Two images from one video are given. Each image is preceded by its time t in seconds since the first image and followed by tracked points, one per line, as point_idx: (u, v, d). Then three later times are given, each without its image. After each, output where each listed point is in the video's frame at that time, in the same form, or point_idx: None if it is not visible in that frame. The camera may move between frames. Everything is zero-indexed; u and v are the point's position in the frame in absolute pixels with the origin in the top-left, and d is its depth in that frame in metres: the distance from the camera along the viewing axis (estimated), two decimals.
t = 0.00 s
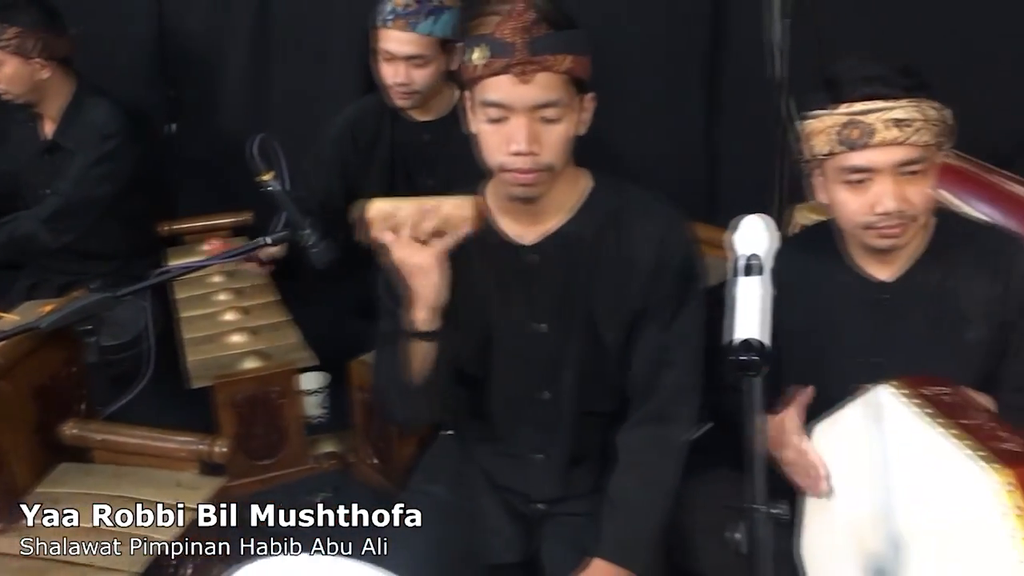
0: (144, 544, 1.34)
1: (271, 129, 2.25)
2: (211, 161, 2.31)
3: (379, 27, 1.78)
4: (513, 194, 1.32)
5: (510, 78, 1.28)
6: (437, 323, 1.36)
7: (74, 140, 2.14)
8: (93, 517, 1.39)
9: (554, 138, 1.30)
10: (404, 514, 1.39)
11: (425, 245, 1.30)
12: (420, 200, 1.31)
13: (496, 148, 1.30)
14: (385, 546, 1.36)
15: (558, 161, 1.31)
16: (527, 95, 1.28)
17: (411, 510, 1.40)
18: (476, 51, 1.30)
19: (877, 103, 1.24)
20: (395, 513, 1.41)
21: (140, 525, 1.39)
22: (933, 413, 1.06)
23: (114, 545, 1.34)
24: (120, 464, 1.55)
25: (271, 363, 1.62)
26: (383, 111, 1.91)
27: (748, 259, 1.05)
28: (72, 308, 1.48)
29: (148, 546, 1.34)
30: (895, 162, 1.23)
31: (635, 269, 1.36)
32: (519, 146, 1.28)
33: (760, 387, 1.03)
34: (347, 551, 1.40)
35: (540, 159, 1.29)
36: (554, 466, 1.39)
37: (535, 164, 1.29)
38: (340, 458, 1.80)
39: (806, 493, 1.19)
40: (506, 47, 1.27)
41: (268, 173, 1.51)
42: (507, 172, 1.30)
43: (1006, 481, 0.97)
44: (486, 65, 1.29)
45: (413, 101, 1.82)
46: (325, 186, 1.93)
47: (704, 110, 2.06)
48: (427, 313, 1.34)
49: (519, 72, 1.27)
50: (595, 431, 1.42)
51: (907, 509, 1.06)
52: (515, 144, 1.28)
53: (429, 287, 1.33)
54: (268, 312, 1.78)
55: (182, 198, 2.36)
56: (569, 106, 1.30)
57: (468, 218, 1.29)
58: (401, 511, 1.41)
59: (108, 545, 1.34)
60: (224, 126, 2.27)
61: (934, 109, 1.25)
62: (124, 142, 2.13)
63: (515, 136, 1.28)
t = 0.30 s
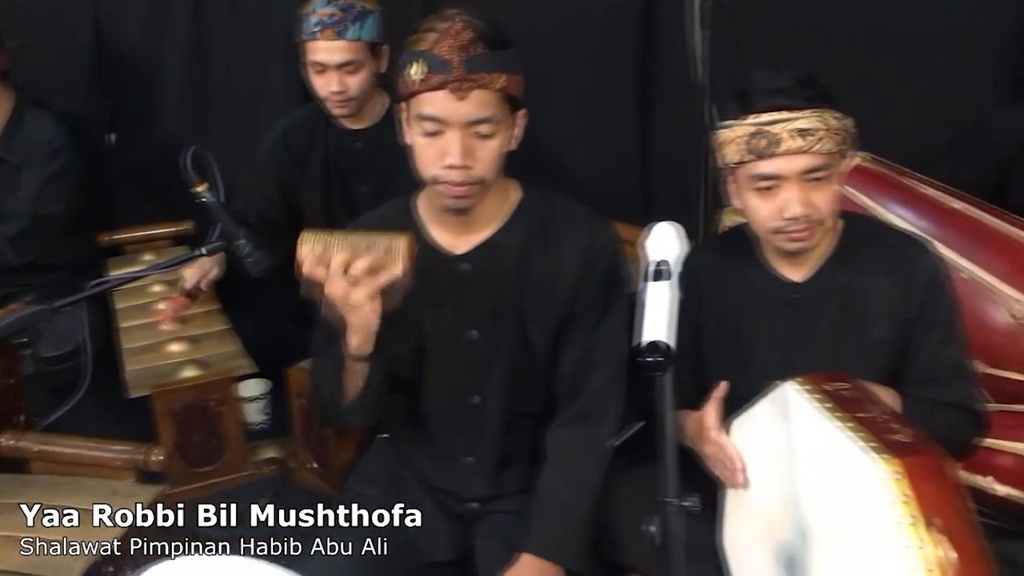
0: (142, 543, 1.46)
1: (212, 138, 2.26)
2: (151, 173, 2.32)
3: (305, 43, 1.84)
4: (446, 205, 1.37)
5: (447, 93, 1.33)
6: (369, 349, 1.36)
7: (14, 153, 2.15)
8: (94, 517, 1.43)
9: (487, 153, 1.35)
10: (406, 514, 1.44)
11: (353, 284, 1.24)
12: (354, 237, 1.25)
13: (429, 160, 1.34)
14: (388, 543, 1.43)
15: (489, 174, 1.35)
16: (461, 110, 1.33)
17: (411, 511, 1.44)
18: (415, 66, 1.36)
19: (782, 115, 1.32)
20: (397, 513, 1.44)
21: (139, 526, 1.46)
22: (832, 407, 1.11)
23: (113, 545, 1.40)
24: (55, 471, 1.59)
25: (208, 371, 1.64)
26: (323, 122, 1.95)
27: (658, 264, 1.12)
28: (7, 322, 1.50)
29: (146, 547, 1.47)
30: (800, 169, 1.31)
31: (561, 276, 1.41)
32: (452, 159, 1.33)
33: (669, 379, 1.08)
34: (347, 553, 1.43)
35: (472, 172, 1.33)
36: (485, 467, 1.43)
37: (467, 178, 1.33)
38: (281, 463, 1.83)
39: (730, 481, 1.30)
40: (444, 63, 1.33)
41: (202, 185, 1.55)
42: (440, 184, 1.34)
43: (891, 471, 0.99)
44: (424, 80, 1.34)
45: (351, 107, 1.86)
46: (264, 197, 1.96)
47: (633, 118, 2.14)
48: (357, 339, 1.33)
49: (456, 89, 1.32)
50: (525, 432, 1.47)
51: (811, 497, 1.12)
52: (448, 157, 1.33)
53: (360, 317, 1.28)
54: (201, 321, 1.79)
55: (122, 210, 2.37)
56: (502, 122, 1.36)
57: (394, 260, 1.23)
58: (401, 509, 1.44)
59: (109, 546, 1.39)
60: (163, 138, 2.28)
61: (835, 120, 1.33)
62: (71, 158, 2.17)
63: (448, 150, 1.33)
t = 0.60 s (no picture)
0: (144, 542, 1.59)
1: (160, 144, 2.29)
2: (97, 179, 2.34)
3: (249, 51, 1.87)
4: (384, 207, 1.41)
5: (387, 100, 1.37)
6: (297, 340, 1.40)
7: None
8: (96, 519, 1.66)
9: (424, 158, 1.39)
10: (406, 515, 1.47)
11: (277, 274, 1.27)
12: (276, 227, 1.26)
13: (368, 164, 1.38)
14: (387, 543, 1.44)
15: (426, 179, 1.40)
16: (400, 117, 1.37)
17: (411, 511, 1.47)
18: (356, 72, 1.39)
19: (703, 122, 1.38)
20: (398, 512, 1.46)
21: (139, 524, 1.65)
22: (746, 399, 1.17)
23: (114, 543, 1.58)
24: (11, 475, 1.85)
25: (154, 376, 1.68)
26: (269, 129, 1.99)
27: (579, 267, 1.17)
28: None
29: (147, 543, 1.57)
30: (720, 175, 1.38)
31: (496, 279, 1.46)
32: (390, 164, 1.37)
33: (593, 371, 1.13)
34: (347, 553, 1.42)
35: (409, 177, 1.38)
36: (424, 463, 1.48)
37: (404, 182, 1.37)
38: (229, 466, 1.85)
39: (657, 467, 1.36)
40: (383, 71, 1.37)
41: (145, 194, 1.58)
42: (378, 187, 1.38)
43: (797, 458, 1.05)
44: (364, 86, 1.38)
45: (298, 112, 1.90)
46: (211, 203, 2.00)
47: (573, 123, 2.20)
48: (284, 328, 1.37)
49: (395, 96, 1.37)
50: (464, 429, 1.52)
51: (727, 484, 1.18)
52: (386, 161, 1.37)
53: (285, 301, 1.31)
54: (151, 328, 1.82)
55: (69, 216, 2.38)
56: (439, 130, 1.40)
57: (315, 250, 1.26)
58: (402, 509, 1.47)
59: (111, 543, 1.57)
60: (109, 144, 2.31)
61: (752, 127, 1.40)
62: (22, 167, 2.15)
63: (387, 154, 1.37)
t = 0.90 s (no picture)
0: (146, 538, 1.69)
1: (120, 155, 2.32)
2: (56, 187, 2.36)
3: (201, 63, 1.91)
4: (340, 220, 1.45)
5: (348, 119, 1.41)
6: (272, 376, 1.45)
7: None
8: (95, 518, 1.71)
9: (382, 175, 1.44)
10: (405, 513, 1.52)
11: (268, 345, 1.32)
12: (270, 299, 1.32)
13: (327, 179, 1.43)
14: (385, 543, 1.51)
15: (382, 194, 1.44)
16: (360, 135, 1.42)
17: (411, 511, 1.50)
18: (317, 91, 1.43)
19: (637, 120, 1.47)
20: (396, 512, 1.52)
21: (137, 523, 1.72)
22: (676, 396, 1.24)
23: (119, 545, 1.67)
24: None
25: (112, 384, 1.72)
26: (226, 140, 2.02)
27: (520, 273, 1.23)
28: None
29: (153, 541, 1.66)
30: (652, 169, 1.45)
31: (448, 286, 1.51)
32: (348, 179, 1.41)
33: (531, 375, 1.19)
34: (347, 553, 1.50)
35: (366, 192, 1.42)
36: (378, 465, 1.53)
37: (361, 197, 1.42)
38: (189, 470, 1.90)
39: (599, 461, 1.44)
40: (345, 91, 1.41)
41: (102, 206, 1.61)
42: (336, 201, 1.42)
43: (721, 452, 1.13)
44: (326, 104, 1.42)
45: (241, 125, 1.94)
46: (170, 212, 2.03)
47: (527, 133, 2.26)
48: (262, 369, 1.42)
49: (356, 115, 1.41)
50: (417, 431, 1.57)
51: (660, 478, 1.26)
52: (345, 177, 1.41)
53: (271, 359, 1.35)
54: (112, 335, 1.84)
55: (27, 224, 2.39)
56: (396, 148, 1.45)
57: (308, 326, 1.31)
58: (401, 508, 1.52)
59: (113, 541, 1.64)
60: (69, 154, 2.33)
61: (684, 128, 1.48)
62: None
63: (345, 170, 1.41)
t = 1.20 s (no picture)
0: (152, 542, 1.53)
1: (90, 157, 2.36)
2: (23, 191, 2.38)
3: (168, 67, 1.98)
4: (308, 212, 1.51)
5: (316, 114, 1.48)
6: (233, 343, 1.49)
7: None
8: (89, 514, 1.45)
9: (349, 169, 1.50)
10: (407, 514, 1.50)
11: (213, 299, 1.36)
12: (207, 253, 1.34)
13: (296, 172, 1.49)
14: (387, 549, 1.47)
15: (349, 188, 1.51)
16: (327, 130, 1.49)
17: (411, 511, 1.50)
18: (287, 88, 1.50)
19: (592, 122, 1.53)
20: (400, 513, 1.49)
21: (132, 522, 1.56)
22: (624, 380, 1.31)
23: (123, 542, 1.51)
24: None
25: (86, 380, 1.78)
26: (194, 140, 2.08)
27: (477, 265, 1.30)
28: None
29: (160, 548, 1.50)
30: (606, 170, 1.52)
31: (410, 279, 1.58)
32: (316, 172, 1.48)
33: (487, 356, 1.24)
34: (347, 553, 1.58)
35: (333, 185, 1.49)
36: (344, 452, 1.60)
37: (328, 190, 1.48)
38: (160, 464, 1.95)
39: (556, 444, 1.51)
40: (314, 88, 1.48)
41: (73, 207, 1.66)
42: (304, 194, 1.49)
43: (664, 430, 1.20)
44: (295, 100, 1.49)
45: (211, 126, 1.99)
46: (139, 213, 2.08)
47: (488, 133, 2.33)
48: (219, 338, 1.46)
49: (323, 111, 1.48)
50: (382, 420, 1.64)
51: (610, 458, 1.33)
52: (313, 170, 1.48)
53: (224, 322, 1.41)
54: (85, 332, 1.88)
55: None
56: (363, 144, 1.52)
57: (245, 273, 1.33)
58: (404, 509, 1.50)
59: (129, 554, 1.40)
60: (36, 157, 2.35)
61: (636, 129, 1.55)
62: None
63: (313, 163, 1.48)
